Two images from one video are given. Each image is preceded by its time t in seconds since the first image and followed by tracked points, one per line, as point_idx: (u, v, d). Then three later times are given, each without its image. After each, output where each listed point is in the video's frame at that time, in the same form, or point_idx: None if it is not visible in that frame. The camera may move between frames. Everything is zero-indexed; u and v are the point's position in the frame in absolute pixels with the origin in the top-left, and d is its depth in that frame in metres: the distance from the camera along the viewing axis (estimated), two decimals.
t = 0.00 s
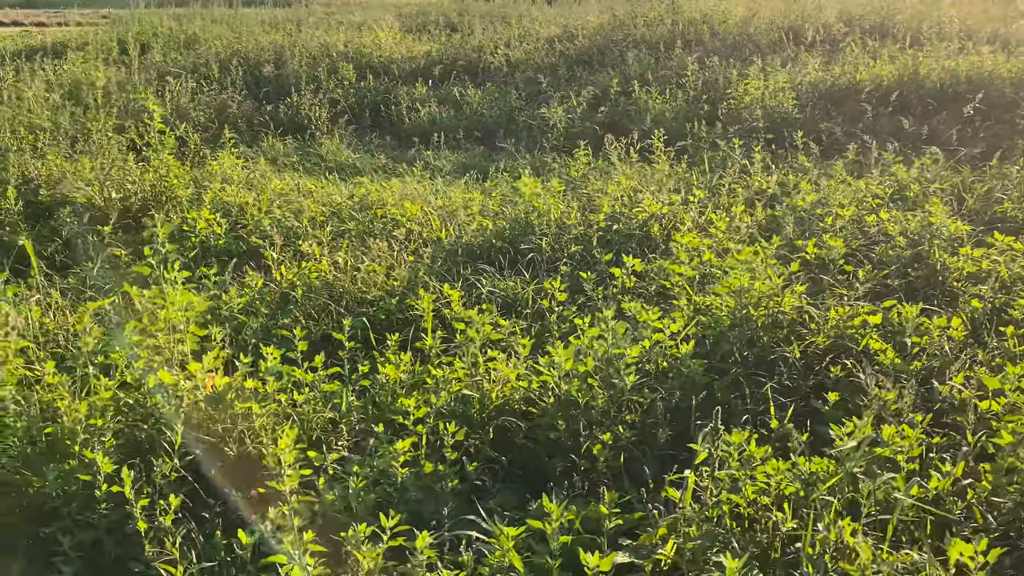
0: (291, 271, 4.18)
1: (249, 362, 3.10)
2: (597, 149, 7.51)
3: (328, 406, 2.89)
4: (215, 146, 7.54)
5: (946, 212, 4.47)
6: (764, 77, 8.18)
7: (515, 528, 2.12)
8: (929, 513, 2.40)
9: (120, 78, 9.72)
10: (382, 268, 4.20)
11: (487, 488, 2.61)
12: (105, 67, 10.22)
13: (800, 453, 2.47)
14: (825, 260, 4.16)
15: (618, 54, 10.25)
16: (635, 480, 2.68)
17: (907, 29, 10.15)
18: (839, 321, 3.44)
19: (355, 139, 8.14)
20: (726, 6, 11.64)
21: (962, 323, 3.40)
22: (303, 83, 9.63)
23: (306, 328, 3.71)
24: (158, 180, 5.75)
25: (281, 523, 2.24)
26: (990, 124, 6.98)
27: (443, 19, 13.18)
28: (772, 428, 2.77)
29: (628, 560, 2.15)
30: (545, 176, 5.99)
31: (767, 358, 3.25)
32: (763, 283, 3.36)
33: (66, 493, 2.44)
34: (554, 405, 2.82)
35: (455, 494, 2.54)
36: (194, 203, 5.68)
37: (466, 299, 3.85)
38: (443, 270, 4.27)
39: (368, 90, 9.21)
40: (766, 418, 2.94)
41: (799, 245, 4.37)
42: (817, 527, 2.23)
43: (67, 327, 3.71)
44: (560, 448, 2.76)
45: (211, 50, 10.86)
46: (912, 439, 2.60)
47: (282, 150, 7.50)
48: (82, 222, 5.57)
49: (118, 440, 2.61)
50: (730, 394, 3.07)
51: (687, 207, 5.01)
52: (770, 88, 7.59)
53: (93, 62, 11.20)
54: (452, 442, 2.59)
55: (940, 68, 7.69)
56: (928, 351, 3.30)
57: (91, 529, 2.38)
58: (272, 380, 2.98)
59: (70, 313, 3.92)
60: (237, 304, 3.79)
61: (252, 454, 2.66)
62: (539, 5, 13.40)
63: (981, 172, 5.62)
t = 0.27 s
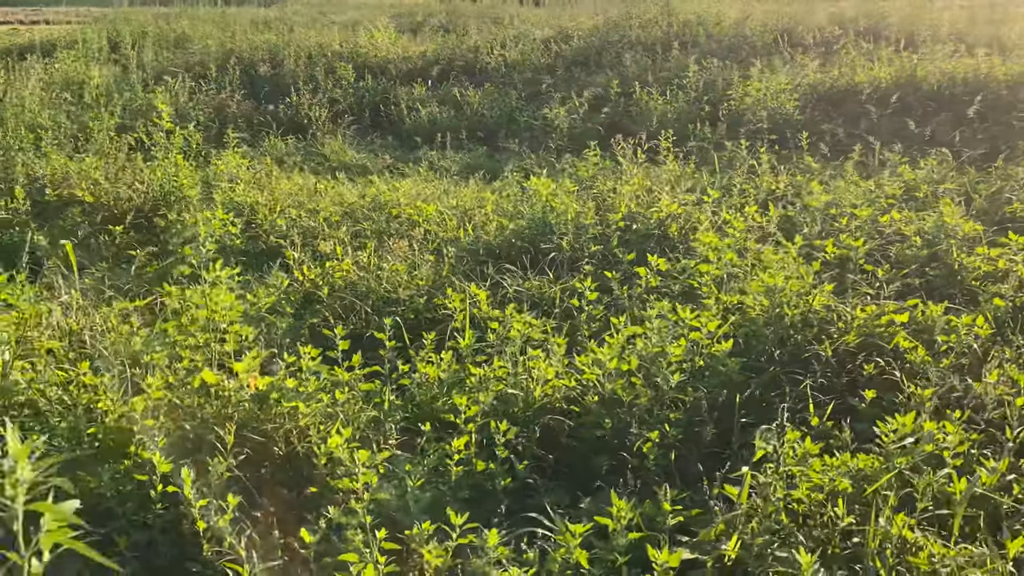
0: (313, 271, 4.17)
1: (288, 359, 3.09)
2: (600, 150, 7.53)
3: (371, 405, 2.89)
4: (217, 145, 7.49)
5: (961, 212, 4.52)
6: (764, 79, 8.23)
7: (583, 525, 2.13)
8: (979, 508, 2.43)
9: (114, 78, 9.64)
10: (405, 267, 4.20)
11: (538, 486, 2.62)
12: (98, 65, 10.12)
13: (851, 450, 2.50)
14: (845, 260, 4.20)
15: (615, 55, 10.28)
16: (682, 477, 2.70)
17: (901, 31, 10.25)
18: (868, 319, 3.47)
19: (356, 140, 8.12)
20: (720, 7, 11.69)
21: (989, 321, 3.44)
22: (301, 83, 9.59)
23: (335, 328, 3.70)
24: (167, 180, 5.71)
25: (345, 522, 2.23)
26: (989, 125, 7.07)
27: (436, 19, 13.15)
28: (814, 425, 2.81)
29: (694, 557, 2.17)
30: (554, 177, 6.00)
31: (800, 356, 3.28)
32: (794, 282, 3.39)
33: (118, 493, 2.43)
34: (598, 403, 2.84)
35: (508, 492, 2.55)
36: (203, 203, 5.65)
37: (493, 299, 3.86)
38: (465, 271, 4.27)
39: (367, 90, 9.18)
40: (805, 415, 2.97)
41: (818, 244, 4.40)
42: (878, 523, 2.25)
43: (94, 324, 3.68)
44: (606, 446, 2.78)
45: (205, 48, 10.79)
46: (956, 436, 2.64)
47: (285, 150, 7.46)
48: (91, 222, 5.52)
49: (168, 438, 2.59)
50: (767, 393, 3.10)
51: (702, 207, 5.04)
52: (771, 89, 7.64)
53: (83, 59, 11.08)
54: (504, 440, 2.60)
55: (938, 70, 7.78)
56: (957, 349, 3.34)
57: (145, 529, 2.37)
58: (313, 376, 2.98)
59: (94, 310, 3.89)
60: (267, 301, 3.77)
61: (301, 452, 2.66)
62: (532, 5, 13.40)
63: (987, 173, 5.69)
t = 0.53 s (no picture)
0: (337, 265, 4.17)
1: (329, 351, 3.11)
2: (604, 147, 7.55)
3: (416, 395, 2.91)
4: (219, 140, 7.45)
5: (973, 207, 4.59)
6: (764, 76, 8.30)
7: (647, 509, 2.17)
8: None
9: (110, 73, 9.56)
10: (429, 261, 4.21)
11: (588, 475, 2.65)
12: (92, 61, 10.03)
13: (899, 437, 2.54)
14: (863, 254, 4.25)
15: (611, 53, 10.31)
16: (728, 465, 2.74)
17: (894, 29, 10.35)
18: (893, 310, 3.52)
19: (358, 136, 8.10)
20: (714, 5, 11.75)
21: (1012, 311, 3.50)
22: (298, 79, 9.55)
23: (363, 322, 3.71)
24: (177, 175, 5.68)
25: (408, 509, 2.25)
26: (988, 123, 7.17)
27: (428, 15, 13.12)
28: (852, 414, 2.85)
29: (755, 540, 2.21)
30: (564, 172, 6.02)
31: (830, 347, 3.33)
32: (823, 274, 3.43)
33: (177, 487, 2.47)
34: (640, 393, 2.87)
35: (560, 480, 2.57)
36: (214, 198, 5.62)
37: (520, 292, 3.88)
38: (487, 264, 4.29)
39: (365, 87, 9.16)
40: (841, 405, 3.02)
41: (835, 237, 4.45)
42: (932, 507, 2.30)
43: (122, 319, 3.67)
44: (650, 436, 2.81)
45: (199, 44, 10.71)
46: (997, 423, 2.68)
47: (288, 146, 7.43)
48: (101, 218, 5.49)
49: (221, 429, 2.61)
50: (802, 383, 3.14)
51: (716, 202, 5.08)
52: (772, 87, 7.70)
53: (75, 55, 10.97)
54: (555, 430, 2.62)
55: (936, 68, 7.87)
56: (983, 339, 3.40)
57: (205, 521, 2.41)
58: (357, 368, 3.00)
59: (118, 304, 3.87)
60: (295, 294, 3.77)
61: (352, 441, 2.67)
62: (525, 3, 13.41)
63: (991, 169, 5.78)
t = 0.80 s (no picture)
0: (365, 261, 4.17)
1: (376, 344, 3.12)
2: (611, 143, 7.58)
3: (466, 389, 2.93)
4: (226, 133, 7.40)
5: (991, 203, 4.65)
6: (767, 72, 8.34)
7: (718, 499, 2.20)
8: None
9: (108, 67, 9.47)
10: (458, 256, 4.22)
11: (643, 467, 2.67)
12: (89, 54, 9.92)
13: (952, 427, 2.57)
14: (887, 250, 4.30)
15: (612, 48, 10.33)
16: (780, 455, 2.76)
17: (891, 27, 10.43)
18: (926, 304, 3.56)
19: (363, 130, 8.08)
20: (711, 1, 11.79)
21: None
22: (299, 74, 9.50)
23: (397, 319, 3.73)
24: (191, 170, 5.65)
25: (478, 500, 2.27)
26: (992, 121, 7.24)
27: (424, 9, 13.07)
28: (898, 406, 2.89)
29: (822, 529, 2.25)
30: (579, 169, 6.04)
31: (867, 341, 3.37)
32: (856, 269, 3.48)
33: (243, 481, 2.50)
34: (689, 389, 2.92)
35: (615, 473, 2.60)
36: (230, 193, 5.60)
37: (550, 287, 3.90)
38: (515, 260, 4.30)
39: (367, 82, 9.14)
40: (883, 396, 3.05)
41: (858, 232, 4.50)
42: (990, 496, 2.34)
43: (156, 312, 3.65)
44: (700, 428, 2.84)
45: (196, 37, 10.63)
46: None
47: (295, 140, 7.40)
48: (116, 213, 5.45)
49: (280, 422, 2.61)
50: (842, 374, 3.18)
51: (735, 197, 5.11)
52: (778, 85, 7.76)
53: (70, 49, 10.86)
54: (610, 423, 2.64)
55: (938, 65, 7.94)
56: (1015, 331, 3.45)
57: (271, 514, 2.43)
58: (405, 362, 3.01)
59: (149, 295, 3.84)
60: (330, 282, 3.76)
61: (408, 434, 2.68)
62: None
63: (1000, 166, 5.85)
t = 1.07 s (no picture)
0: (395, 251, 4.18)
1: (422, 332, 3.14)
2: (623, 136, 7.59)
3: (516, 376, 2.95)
4: (237, 125, 7.36)
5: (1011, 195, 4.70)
6: (774, 65, 8.37)
7: (783, 483, 2.24)
8: None
9: (111, 61, 9.39)
10: (489, 247, 4.23)
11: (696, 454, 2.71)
12: (90, 47, 9.83)
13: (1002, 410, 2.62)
14: (912, 239, 4.34)
15: (616, 41, 10.33)
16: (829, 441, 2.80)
17: (893, 20, 10.47)
18: (958, 293, 3.61)
19: (371, 122, 8.06)
20: None
21: None
22: (304, 68, 9.47)
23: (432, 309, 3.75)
24: (209, 162, 5.63)
25: (546, 486, 2.30)
26: (1000, 115, 7.30)
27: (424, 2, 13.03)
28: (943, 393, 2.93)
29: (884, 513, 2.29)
30: (595, 162, 6.06)
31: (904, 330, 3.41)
32: (892, 258, 3.52)
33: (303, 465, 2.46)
34: (736, 377, 2.95)
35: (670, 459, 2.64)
36: (249, 186, 5.58)
37: (583, 278, 3.92)
38: (545, 251, 4.32)
39: (373, 76, 9.12)
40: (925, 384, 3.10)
41: (883, 222, 4.54)
42: None
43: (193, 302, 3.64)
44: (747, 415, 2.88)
45: (197, 30, 10.55)
46: None
47: (305, 132, 7.38)
48: (136, 206, 5.42)
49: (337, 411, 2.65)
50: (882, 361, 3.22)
51: (757, 188, 5.14)
52: (786, 81, 7.80)
53: (69, 42, 10.76)
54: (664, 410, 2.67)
55: (944, 59, 7.99)
56: None
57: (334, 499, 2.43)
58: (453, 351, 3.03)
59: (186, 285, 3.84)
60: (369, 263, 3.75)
61: (462, 422, 2.73)
62: None
63: (1013, 158, 5.90)
